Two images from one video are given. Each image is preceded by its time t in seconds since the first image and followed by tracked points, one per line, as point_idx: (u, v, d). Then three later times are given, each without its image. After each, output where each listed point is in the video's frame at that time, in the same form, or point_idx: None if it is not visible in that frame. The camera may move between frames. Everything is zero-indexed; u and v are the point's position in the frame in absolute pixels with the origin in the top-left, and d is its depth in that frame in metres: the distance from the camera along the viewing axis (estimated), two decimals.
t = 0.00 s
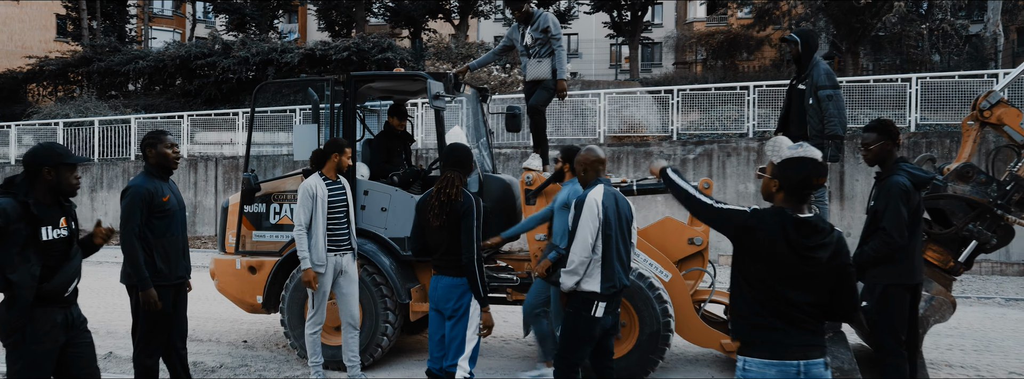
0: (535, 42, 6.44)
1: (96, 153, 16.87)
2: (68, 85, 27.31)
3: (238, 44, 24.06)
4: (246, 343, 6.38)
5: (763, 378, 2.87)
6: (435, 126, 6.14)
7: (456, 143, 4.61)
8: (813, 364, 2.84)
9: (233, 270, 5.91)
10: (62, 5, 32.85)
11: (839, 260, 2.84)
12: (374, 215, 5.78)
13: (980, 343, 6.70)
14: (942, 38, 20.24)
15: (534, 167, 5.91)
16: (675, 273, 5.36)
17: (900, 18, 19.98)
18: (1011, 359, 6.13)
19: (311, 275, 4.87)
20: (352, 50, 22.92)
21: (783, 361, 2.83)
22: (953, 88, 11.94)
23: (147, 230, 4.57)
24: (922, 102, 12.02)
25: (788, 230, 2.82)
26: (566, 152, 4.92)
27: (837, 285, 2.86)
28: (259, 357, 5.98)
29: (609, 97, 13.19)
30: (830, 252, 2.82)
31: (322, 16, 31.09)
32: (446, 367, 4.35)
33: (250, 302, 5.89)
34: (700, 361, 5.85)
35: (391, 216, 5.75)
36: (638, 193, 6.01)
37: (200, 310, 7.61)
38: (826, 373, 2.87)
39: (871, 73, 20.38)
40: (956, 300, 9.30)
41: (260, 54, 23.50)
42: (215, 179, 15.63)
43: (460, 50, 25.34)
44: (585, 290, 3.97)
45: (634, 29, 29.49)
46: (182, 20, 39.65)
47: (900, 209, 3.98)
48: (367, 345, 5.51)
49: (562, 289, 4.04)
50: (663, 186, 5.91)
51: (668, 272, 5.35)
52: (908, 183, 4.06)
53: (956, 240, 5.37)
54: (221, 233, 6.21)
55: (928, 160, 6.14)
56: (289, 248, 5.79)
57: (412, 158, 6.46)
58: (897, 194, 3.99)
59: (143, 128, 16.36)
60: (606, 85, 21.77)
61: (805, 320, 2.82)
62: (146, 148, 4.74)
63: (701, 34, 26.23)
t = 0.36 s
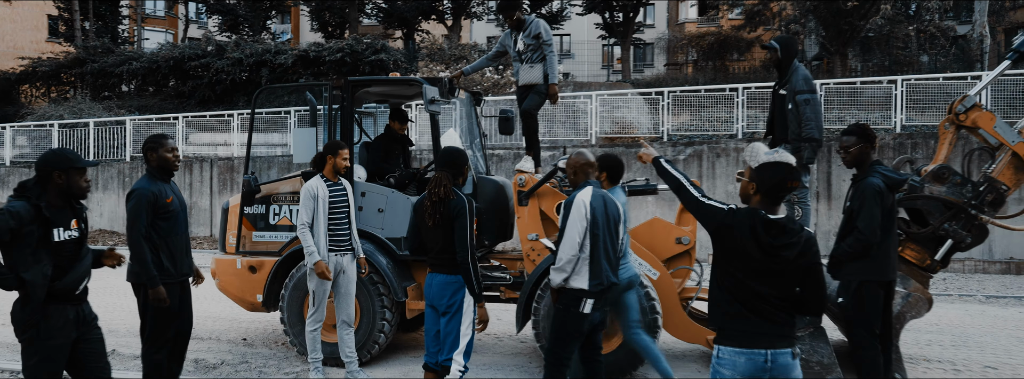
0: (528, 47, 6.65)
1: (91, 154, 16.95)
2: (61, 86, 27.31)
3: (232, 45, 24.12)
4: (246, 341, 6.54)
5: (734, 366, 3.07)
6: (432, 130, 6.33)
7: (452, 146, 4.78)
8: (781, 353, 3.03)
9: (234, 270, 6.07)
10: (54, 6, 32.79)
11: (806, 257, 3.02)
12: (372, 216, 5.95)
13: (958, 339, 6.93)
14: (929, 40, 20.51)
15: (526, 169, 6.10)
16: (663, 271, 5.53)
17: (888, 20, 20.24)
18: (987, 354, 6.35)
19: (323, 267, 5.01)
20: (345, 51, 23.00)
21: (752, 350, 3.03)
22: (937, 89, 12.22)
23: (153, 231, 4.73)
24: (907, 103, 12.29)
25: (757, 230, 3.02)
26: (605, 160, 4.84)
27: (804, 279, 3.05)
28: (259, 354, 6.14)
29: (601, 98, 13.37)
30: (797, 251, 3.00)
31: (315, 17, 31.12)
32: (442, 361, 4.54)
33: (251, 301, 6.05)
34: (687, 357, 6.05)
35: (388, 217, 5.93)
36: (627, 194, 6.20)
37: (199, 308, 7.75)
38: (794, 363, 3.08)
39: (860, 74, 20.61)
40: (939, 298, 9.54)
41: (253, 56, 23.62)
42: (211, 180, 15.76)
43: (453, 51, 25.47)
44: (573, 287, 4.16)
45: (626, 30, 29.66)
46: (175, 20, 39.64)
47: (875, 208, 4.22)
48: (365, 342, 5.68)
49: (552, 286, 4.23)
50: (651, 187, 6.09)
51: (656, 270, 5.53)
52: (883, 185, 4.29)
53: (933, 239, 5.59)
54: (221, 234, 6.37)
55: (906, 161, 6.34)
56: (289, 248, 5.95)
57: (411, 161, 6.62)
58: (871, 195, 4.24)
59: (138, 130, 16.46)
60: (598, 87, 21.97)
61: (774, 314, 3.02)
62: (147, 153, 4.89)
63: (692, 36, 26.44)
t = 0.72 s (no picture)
0: (523, 52, 6.83)
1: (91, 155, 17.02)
2: (57, 87, 27.35)
3: (228, 46, 24.23)
4: (248, 338, 6.69)
5: (733, 357, 3.23)
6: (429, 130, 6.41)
7: (451, 149, 4.94)
8: (775, 343, 3.22)
9: (237, 269, 6.24)
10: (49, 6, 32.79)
11: (794, 253, 3.22)
12: (372, 216, 6.13)
13: (941, 335, 7.14)
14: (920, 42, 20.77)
15: (521, 170, 6.25)
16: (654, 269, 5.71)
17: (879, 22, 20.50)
18: (968, 349, 6.56)
19: (315, 270, 5.21)
20: (341, 53, 23.13)
21: (750, 341, 3.21)
22: (925, 92, 12.47)
23: (161, 232, 4.88)
24: (895, 105, 12.53)
25: (751, 228, 3.17)
26: (647, 151, 5.09)
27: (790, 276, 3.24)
28: (261, 351, 6.30)
29: (595, 100, 13.55)
30: (786, 245, 3.19)
31: (311, 18, 31.19)
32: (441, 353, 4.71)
33: (254, 298, 6.22)
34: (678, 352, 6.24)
35: (388, 216, 6.10)
36: (619, 194, 6.37)
37: (200, 307, 7.90)
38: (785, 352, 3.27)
39: (851, 75, 20.86)
40: (926, 296, 9.75)
41: (250, 57, 23.79)
42: (208, 181, 15.88)
43: (449, 52, 25.65)
44: (569, 284, 4.34)
45: (620, 32, 29.84)
46: (170, 20, 39.67)
47: (862, 205, 4.37)
48: (365, 338, 5.85)
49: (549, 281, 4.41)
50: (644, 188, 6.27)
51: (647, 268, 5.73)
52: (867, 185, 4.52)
53: (914, 237, 5.78)
54: (225, 233, 6.53)
55: (890, 162, 6.53)
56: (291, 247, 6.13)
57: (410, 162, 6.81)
58: (856, 194, 4.39)
59: (137, 130, 16.55)
60: (592, 88, 22.17)
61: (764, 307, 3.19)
62: (152, 156, 5.05)
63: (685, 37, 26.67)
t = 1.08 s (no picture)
0: (522, 54, 7.00)
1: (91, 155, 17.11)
2: (55, 87, 27.41)
3: (226, 47, 24.33)
4: (252, 334, 6.85)
5: (725, 347, 3.29)
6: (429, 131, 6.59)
7: (452, 149, 5.10)
8: (764, 333, 3.28)
9: (242, 266, 6.41)
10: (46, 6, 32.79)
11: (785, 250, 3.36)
12: (374, 214, 6.29)
13: (926, 330, 7.34)
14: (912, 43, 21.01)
15: (519, 170, 6.43)
16: (648, 266, 5.90)
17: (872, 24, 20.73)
18: (952, 344, 6.76)
19: (303, 268, 5.43)
20: (339, 53, 23.27)
21: (742, 331, 3.27)
22: (915, 93, 12.69)
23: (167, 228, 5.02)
24: (886, 106, 12.74)
25: (745, 226, 3.29)
26: (706, 164, 5.22)
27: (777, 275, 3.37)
28: (266, 346, 6.46)
29: (591, 100, 13.75)
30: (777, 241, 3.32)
31: (308, 18, 31.31)
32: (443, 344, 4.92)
33: (258, 295, 6.40)
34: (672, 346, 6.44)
35: (389, 215, 6.27)
36: (615, 193, 6.55)
37: (203, 303, 8.05)
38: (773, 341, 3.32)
39: (844, 76, 21.07)
40: (915, 293, 9.95)
41: (248, 57, 23.94)
42: (207, 180, 16.01)
43: (446, 52, 25.80)
44: (567, 278, 4.53)
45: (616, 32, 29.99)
46: (166, 20, 39.70)
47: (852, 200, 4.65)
48: (368, 333, 6.04)
49: (548, 276, 4.57)
50: (638, 188, 6.45)
51: (642, 265, 5.91)
52: (854, 183, 4.74)
53: (899, 235, 6.00)
54: (230, 231, 6.69)
55: (877, 163, 6.73)
56: (295, 245, 6.30)
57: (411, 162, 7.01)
58: (845, 191, 4.67)
59: (137, 130, 16.64)
60: (588, 89, 22.35)
61: (753, 300, 3.27)
62: (160, 157, 5.21)
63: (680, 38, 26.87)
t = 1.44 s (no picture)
0: (519, 58, 7.19)
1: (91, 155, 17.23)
2: (54, 87, 27.52)
3: (225, 48, 24.48)
4: (256, 331, 7.02)
5: (711, 339, 3.46)
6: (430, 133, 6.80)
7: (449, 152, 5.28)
8: (748, 326, 3.48)
9: (247, 264, 6.58)
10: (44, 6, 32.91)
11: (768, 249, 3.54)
12: (375, 215, 6.47)
13: (913, 328, 7.54)
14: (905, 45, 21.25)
15: (517, 171, 6.62)
16: (642, 265, 6.08)
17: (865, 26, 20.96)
18: (936, 340, 6.96)
19: (332, 266, 5.54)
20: (337, 54, 23.42)
21: (727, 324, 3.45)
22: (905, 96, 12.90)
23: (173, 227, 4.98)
24: (878, 108, 12.95)
25: (731, 228, 3.47)
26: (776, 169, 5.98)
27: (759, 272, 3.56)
28: (270, 343, 6.63)
29: (587, 102, 13.94)
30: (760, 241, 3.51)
31: (306, 19, 31.46)
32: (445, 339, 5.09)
33: (263, 293, 6.57)
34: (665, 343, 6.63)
35: (389, 215, 6.45)
36: (609, 194, 6.74)
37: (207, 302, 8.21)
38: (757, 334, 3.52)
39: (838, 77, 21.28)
40: (904, 292, 10.16)
41: (246, 58, 24.06)
42: (207, 180, 16.15)
43: (444, 53, 25.97)
44: (564, 276, 4.71)
45: (613, 33, 30.18)
46: (163, 20, 39.82)
47: (838, 200, 4.84)
48: (370, 330, 6.20)
49: (545, 276, 4.74)
50: (633, 188, 6.63)
51: (635, 264, 6.08)
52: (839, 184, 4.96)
53: (885, 235, 6.19)
54: (235, 231, 6.86)
55: (864, 164, 6.93)
56: (299, 244, 6.48)
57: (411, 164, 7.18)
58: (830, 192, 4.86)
59: (136, 130, 16.77)
60: (585, 91, 22.54)
61: (738, 296, 3.46)
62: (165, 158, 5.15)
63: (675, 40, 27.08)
